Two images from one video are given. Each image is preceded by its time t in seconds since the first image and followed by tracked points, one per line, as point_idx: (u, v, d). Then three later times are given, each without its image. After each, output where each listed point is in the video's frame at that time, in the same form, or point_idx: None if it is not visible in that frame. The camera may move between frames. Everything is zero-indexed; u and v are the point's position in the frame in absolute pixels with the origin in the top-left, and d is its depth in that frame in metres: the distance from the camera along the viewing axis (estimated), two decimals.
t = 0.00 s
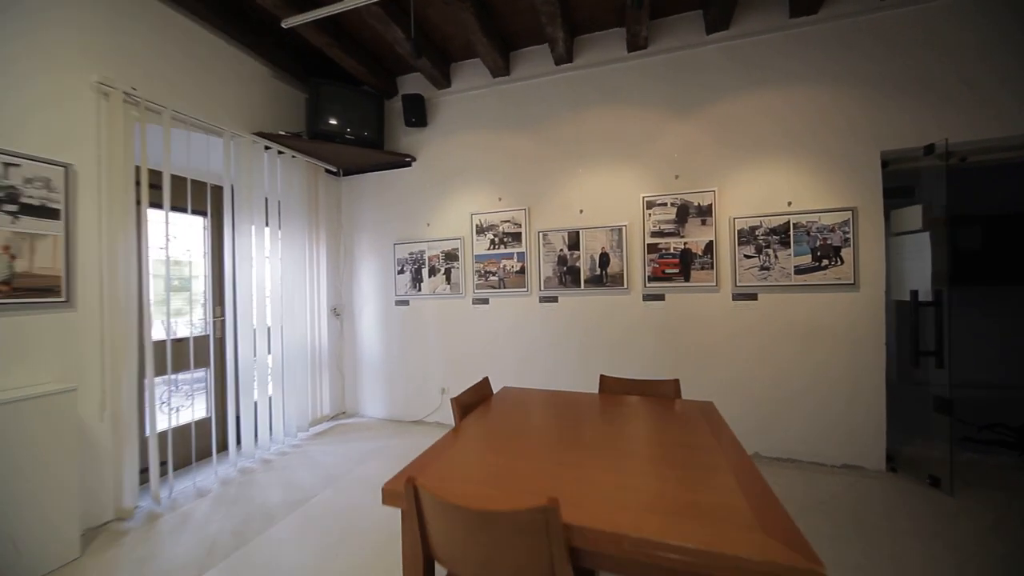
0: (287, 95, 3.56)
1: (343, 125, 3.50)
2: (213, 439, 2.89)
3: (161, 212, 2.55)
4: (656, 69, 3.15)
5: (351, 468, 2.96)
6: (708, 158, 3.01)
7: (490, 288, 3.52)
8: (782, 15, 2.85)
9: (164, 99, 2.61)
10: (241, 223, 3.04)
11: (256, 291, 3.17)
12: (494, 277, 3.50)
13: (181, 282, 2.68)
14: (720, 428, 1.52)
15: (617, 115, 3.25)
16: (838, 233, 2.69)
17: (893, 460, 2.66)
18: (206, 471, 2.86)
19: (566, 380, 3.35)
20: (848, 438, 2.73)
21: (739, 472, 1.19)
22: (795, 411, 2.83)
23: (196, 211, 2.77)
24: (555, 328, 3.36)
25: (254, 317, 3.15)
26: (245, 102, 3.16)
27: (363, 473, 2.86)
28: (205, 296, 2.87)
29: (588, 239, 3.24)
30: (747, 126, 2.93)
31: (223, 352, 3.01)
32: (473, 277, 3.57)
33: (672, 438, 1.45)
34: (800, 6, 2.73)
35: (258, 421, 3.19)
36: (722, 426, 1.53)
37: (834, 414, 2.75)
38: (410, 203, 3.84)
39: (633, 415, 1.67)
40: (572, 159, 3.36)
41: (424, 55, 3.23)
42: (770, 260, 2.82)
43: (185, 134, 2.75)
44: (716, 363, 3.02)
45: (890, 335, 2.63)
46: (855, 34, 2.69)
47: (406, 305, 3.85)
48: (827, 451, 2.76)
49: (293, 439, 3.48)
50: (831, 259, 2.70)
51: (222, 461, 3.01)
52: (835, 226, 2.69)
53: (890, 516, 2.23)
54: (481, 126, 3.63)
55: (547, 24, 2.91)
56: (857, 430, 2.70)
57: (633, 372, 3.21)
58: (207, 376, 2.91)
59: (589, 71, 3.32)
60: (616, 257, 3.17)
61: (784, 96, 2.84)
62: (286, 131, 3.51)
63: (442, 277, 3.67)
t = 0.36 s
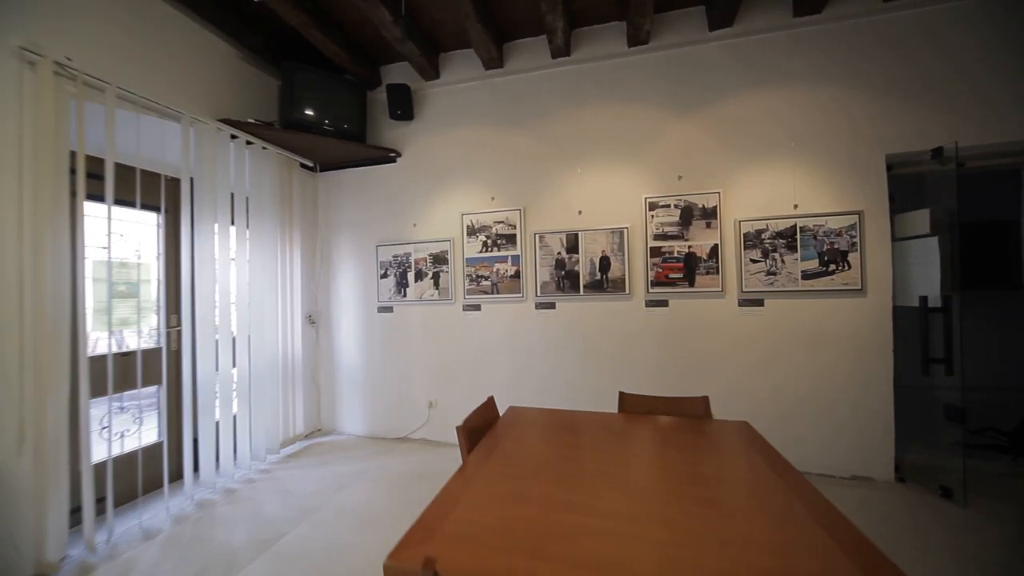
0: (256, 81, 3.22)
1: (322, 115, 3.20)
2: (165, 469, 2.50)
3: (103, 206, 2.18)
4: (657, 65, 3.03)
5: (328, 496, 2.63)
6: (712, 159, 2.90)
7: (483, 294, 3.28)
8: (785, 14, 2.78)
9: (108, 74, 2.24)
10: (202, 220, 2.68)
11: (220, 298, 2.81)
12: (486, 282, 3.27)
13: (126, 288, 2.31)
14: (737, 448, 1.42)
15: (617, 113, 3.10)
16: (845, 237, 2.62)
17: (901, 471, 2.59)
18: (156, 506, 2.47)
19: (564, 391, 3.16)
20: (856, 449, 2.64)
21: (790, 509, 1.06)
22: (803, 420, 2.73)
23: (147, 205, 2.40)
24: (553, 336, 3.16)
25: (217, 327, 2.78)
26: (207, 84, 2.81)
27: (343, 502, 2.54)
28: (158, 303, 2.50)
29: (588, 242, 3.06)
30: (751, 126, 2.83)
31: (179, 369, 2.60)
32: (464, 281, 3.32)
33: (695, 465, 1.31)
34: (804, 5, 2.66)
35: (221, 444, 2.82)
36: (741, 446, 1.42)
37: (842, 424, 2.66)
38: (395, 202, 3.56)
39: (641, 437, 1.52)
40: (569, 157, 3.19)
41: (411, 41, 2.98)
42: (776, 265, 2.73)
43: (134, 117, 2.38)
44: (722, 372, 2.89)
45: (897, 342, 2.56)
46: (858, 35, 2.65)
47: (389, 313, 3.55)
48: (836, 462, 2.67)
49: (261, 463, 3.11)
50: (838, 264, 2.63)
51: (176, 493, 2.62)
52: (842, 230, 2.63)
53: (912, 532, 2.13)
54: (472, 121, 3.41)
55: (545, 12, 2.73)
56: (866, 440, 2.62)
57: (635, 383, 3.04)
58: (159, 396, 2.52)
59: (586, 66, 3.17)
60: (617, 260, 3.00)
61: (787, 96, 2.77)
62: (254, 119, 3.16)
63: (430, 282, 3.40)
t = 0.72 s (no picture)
0: (214, 60, 2.87)
1: (291, 101, 2.89)
2: (94, 510, 2.09)
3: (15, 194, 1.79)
4: (652, 64, 2.95)
5: (297, 530, 2.31)
6: (708, 160, 2.84)
7: (470, 299, 3.06)
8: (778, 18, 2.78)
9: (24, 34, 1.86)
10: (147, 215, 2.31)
11: (167, 305, 2.43)
12: (474, 287, 3.05)
13: (49, 294, 1.93)
14: (740, 467, 1.32)
15: (612, 111, 2.99)
16: (839, 241, 2.62)
17: (895, 476, 2.57)
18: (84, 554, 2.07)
19: (557, 402, 3.00)
20: (852, 455, 2.62)
21: (846, 541, 0.94)
22: (799, 428, 2.69)
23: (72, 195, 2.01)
24: (545, 344, 2.99)
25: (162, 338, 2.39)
26: (153, 58, 2.44)
27: (314, 538, 2.23)
28: (92, 310, 2.13)
29: (582, 244, 2.92)
30: (747, 128, 2.79)
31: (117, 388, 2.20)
32: (449, 286, 3.08)
33: (707, 492, 1.18)
34: (797, 10, 2.66)
35: (166, 476, 2.42)
36: (744, 465, 1.34)
37: (838, 430, 2.64)
38: (373, 199, 3.28)
39: (639, 462, 1.37)
40: (562, 156, 3.05)
41: (395, 25, 2.75)
42: (773, 269, 2.69)
43: (62, 90, 2.00)
44: (719, 380, 2.80)
45: (890, 346, 2.58)
46: (848, 42, 2.68)
47: (367, 319, 3.24)
48: (833, 469, 2.64)
49: (216, 494, 2.72)
50: (833, 269, 2.62)
51: (109, 537, 2.20)
52: (836, 234, 2.62)
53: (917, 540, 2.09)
54: (458, 115, 3.19)
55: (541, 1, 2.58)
56: (861, 446, 2.61)
57: (631, 392, 2.91)
58: (87, 422, 2.11)
59: (579, 61, 3.05)
60: (613, 264, 2.87)
61: (780, 99, 2.75)
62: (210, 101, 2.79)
63: (412, 286, 3.14)
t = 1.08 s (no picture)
0: (160, 27, 2.49)
1: (254, 79, 2.56)
2: None
3: None
4: (647, 59, 2.86)
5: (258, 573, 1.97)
6: (703, 159, 2.77)
7: (456, 302, 2.82)
8: (770, 19, 2.77)
9: None
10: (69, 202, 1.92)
11: (96, 309, 2.03)
12: (460, 289, 2.82)
13: None
14: (739, 482, 1.20)
15: (606, 106, 2.88)
16: (832, 244, 2.61)
17: (887, 478, 2.57)
18: None
19: (549, 411, 2.81)
20: (846, 459, 2.60)
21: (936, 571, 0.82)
22: (795, 432, 2.64)
23: None
24: (537, 350, 2.80)
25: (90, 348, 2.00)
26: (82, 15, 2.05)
27: None
28: None
29: (576, 244, 2.76)
30: (741, 128, 2.75)
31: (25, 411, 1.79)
32: (433, 288, 2.84)
33: (730, 519, 1.03)
34: (790, 11, 2.66)
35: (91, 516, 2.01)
36: (773, 480, 1.22)
37: (833, 434, 2.61)
38: (347, 193, 2.98)
39: (633, 487, 1.18)
40: (554, 151, 2.89)
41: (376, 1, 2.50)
42: (769, 271, 2.64)
43: None
44: (715, 385, 2.72)
45: (881, 349, 2.59)
46: (837, 46, 2.70)
47: (340, 325, 2.93)
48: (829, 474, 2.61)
49: (155, 532, 2.31)
50: (826, 271, 2.61)
51: None
52: (830, 236, 2.61)
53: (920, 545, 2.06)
54: (443, 103, 2.97)
55: None
56: (855, 449, 2.59)
57: (626, 399, 2.77)
58: None
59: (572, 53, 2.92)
60: (608, 265, 2.73)
61: (774, 100, 2.73)
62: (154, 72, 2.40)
63: (391, 288, 2.87)
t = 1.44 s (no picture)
0: None
1: (217, 56, 2.25)
2: None
3: None
4: (645, 57, 2.78)
5: None
6: (702, 161, 2.71)
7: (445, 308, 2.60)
8: (766, 24, 2.77)
9: None
10: None
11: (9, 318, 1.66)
12: (450, 294, 2.60)
13: None
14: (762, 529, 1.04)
15: (604, 103, 2.77)
16: (828, 249, 2.61)
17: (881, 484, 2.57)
18: None
19: (545, 424, 2.64)
20: (843, 465, 2.59)
21: None
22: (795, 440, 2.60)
23: None
24: (533, 359, 2.63)
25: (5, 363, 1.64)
26: None
27: None
28: None
29: (574, 246, 2.62)
30: (739, 131, 2.72)
31: None
32: (420, 292, 2.60)
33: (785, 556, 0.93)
34: (786, 17, 2.66)
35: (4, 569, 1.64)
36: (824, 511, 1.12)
37: (830, 440, 2.59)
38: (323, 187, 2.70)
39: (657, 560, 0.92)
40: (551, 148, 2.74)
41: None
42: (769, 276, 2.61)
43: None
44: (716, 393, 2.64)
45: (875, 354, 2.60)
46: (829, 54, 2.74)
47: (315, 333, 2.63)
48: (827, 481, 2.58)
49: None
50: (823, 276, 2.60)
51: None
52: (826, 242, 2.61)
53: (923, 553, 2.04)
54: (432, 93, 2.75)
55: None
56: (851, 455, 2.58)
57: (626, 410, 2.65)
58: None
59: (569, 48, 2.79)
60: (608, 269, 2.60)
61: (771, 104, 2.72)
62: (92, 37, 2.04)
63: (373, 293, 2.60)
